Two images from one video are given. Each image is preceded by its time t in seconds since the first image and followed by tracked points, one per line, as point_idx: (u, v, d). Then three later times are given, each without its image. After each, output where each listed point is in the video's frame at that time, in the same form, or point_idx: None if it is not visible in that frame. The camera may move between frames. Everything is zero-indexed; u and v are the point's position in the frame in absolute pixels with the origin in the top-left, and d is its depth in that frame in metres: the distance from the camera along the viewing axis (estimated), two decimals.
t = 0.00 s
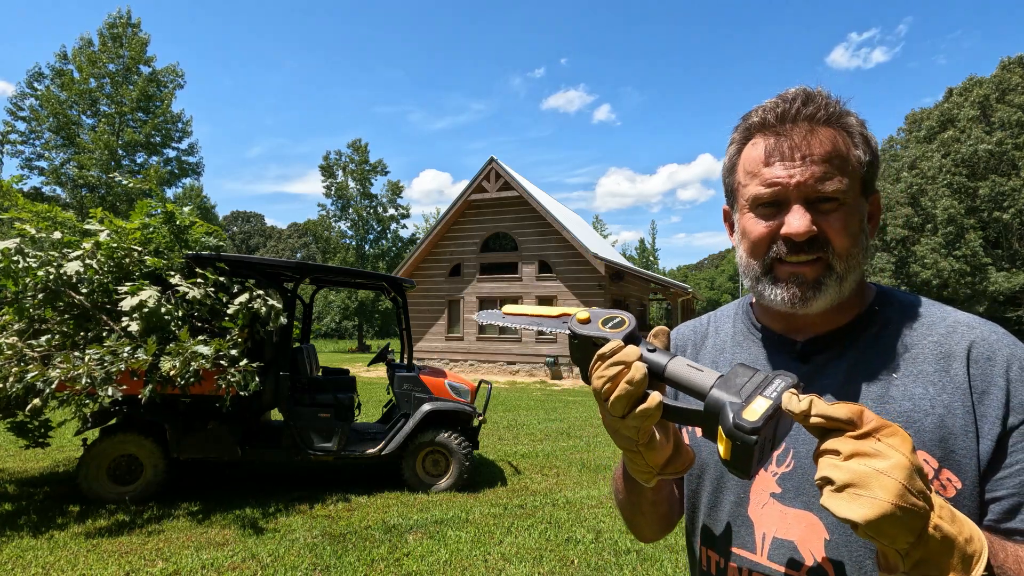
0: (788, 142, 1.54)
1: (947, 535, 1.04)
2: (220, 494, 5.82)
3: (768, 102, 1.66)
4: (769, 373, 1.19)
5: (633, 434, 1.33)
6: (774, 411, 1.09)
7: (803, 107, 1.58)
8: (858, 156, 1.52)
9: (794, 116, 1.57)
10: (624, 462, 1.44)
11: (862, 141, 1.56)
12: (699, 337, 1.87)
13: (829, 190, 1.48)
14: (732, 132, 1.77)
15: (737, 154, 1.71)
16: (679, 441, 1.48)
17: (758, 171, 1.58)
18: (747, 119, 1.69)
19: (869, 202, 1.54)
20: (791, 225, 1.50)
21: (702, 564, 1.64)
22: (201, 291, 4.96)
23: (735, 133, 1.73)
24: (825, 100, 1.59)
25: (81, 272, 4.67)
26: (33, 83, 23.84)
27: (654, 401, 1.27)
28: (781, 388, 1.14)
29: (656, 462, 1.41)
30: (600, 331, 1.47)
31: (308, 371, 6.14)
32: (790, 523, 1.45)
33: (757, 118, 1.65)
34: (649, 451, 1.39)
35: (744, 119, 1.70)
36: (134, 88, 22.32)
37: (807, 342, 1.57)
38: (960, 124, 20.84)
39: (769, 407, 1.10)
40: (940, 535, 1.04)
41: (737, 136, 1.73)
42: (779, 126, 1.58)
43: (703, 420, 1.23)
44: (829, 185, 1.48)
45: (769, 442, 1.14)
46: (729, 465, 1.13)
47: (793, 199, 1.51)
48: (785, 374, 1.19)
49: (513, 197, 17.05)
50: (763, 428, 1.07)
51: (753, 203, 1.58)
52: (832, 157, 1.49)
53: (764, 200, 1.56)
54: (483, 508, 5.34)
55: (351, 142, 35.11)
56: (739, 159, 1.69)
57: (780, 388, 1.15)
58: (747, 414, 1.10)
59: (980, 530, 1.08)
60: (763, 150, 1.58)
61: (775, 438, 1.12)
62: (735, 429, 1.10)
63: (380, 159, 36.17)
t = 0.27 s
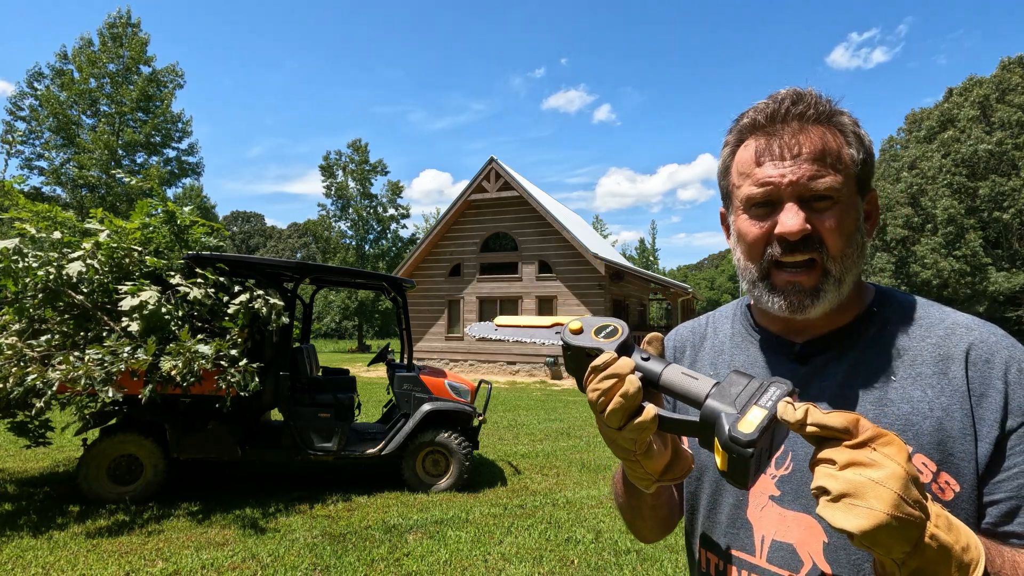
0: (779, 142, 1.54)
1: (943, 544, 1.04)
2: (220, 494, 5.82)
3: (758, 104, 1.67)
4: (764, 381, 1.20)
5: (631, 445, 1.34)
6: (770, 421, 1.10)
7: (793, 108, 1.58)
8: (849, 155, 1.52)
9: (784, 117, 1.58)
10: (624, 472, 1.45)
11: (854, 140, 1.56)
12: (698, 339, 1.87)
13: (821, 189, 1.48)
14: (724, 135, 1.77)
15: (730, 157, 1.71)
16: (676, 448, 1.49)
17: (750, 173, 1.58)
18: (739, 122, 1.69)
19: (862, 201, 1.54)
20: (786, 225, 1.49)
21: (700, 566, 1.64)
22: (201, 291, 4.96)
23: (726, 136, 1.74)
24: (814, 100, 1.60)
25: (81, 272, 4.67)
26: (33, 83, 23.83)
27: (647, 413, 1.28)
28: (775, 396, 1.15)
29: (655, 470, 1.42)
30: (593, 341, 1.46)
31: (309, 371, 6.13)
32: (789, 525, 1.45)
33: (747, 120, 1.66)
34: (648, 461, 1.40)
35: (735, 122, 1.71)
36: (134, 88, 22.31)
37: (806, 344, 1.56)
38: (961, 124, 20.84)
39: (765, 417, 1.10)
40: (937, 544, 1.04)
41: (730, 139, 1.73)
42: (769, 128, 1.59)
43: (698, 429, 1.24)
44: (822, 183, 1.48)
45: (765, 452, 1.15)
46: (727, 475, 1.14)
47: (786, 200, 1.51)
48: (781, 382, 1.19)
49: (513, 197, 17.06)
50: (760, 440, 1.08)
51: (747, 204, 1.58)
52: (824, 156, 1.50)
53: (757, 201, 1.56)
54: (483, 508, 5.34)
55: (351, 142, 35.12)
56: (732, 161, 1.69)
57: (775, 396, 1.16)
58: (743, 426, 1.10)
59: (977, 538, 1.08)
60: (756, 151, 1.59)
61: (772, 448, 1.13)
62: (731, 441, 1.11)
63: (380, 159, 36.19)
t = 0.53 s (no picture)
0: (776, 141, 1.54)
1: (940, 554, 1.04)
2: (219, 494, 5.82)
3: (757, 104, 1.67)
4: (761, 387, 1.19)
5: (628, 453, 1.33)
6: (766, 430, 1.10)
7: (791, 108, 1.59)
8: (848, 155, 1.52)
9: (782, 117, 1.58)
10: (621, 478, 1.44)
11: (854, 139, 1.55)
12: (697, 338, 1.87)
13: (817, 188, 1.48)
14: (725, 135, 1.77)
15: (729, 156, 1.71)
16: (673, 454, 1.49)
17: (747, 171, 1.58)
18: (738, 122, 1.70)
19: (861, 201, 1.54)
20: (780, 225, 1.50)
21: (698, 567, 1.65)
22: (201, 291, 4.96)
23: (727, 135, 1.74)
24: (813, 100, 1.60)
25: (81, 272, 4.67)
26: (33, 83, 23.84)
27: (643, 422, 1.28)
28: (772, 404, 1.15)
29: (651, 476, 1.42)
30: (588, 348, 1.45)
31: (308, 371, 6.12)
32: (787, 526, 1.45)
33: (745, 120, 1.67)
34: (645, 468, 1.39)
35: (734, 121, 1.71)
36: (134, 88, 22.31)
37: (806, 345, 1.56)
38: (960, 124, 20.84)
39: (762, 426, 1.10)
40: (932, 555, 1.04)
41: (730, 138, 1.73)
42: (766, 127, 1.59)
43: (694, 438, 1.23)
44: (817, 183, 1.48)
45: (762, 460, 1.15)
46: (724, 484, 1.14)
47: (780, 200, 1.52)
48: (778, 387, 1.18)
49: (513, 197, 17.06)
50: (756, 449, 1.07)
51: (744, 204, 1.58)
52: (820, 156, 1.50)
53: (753, 200, 1.57)
54: (483, 508, 5.34)
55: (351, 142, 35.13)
56: (731, 160, 1.69)
57: (771, 403, 1.16)
58: (740, 436, 1.09)
59: (971, 546, 1.09)
60: (754, 150, 1.59)
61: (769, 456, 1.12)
62: (727, 451, 1.10)
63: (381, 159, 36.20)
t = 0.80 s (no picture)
0: (766, 138, 1.60)
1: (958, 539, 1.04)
2: (219, 494, 5.82)
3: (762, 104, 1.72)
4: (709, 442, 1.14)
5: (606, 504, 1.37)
6: (719, 494, 1.06)
7: (786, 106, 1.63)
8: (838, 150, 1.53)
9: (780, 114, 1.63)
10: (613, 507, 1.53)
11: (852, 134, 1.54)
12: (706, 333, 1.86)
13: (797, 183, 1.52)
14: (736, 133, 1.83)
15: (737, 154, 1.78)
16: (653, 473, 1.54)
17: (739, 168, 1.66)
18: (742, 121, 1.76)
19: (856, 196, 1.53)
20: (759, 218, 1.55)
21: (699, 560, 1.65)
22: (200, 291, 4.95)
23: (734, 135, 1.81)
24: (813, 97, 1.62)
25: (81, 272, 4.67)
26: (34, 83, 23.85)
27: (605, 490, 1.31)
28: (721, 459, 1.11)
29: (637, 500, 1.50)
30: (537, 421, 1.34)
31: (308, 371, 6.12)
32: (789, 521, 1.45)
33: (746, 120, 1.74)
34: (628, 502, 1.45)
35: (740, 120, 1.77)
36: (134, 88, 22.32)
37: (816, 341, 1.56)
38: (960, 124, 20.85)
39: (717, 491, 1.06)
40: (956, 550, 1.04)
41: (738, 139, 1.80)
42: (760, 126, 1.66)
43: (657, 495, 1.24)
44: (797, 178, 1.52)
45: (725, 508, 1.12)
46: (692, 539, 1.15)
47: (762, 194, 1.57)
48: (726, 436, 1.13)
49: (513, 197, 17.06)
50: (712, 517, 1.04)
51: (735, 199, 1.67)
52: (810, 151, 1.53)
53: (744, 195, 1.63)
54: (483, 508, 5.35)
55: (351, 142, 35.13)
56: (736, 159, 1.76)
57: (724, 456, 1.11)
58: (697, 508, 1.07)
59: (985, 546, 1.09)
60: (747, 149, 1.67)
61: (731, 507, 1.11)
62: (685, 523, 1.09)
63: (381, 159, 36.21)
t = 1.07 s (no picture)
0: (773, 139, 1.66)
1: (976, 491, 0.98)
2: (219, 494, 5.82)
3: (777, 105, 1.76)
4: (663, 403, 1.32)
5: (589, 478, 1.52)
6: (669, 448, 1.22)
7: (794, 106, 1.67)
8: (840, 147, 1.54)
9: (790, 114, 1.67)
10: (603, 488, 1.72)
11: (860, 132, 1.54)
12: (717, 328, 1.87)
13: (794, 181, 1.56)
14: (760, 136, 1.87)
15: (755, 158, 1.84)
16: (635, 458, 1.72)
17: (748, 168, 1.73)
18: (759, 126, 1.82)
19: (859, 192, 1.52)
20: (758, 214, 1.60)
21: (698, 549, 1.66)
22: (201, 291, 4.95)
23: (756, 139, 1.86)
24: (822, 95, 1.64)
25: (81, 272, 4.67)
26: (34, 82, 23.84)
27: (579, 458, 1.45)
28: (675, 419, 1.27)
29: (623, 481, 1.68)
30: (520, 395, 1.59)
31: (309, 371, 6.12)
32: (784, 509, 1.44)
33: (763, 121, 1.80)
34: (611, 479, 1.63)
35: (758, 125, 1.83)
36: (134, 88, 22.32)
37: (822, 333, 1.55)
38: (960, 124, 20.85)
39: (666, 446, 1.23)
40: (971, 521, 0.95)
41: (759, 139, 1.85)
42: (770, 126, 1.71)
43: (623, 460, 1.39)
44: (795, 176, 1.56)
45: (681, 467, 1.27)
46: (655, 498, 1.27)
47: (764, 192, 1.63)
48: (679, 398, 1.31)
49: (513, 197, 17.06)
50: (661, 468, 1.20)
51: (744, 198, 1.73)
52: (810, 150, 1.56)
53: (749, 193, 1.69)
54: (483, 508, 5.34)
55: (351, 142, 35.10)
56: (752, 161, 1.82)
57: (675, 417, 1.28)
58: (647, 460, 1.22)
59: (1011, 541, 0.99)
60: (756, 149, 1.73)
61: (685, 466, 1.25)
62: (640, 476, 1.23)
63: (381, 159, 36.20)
